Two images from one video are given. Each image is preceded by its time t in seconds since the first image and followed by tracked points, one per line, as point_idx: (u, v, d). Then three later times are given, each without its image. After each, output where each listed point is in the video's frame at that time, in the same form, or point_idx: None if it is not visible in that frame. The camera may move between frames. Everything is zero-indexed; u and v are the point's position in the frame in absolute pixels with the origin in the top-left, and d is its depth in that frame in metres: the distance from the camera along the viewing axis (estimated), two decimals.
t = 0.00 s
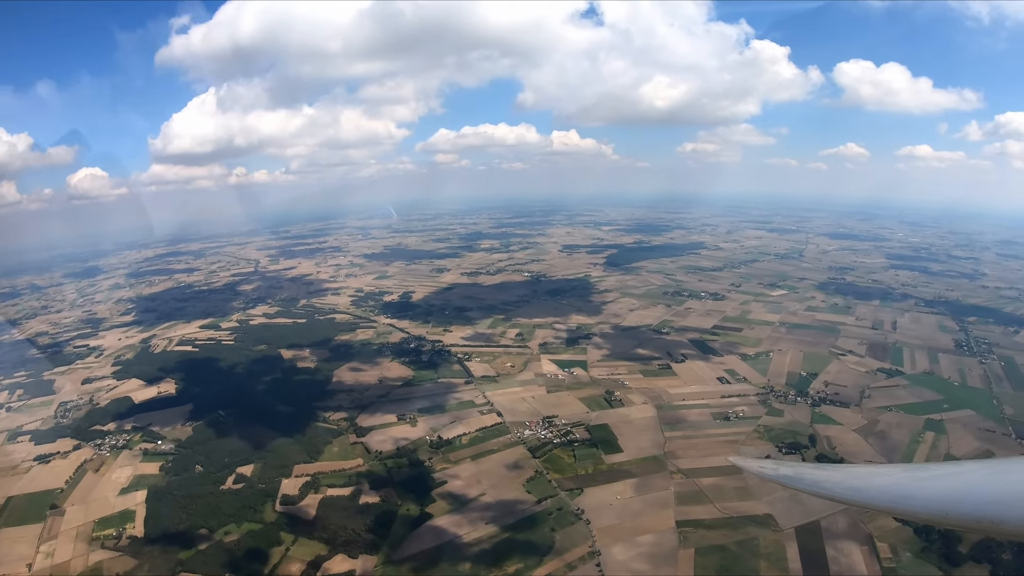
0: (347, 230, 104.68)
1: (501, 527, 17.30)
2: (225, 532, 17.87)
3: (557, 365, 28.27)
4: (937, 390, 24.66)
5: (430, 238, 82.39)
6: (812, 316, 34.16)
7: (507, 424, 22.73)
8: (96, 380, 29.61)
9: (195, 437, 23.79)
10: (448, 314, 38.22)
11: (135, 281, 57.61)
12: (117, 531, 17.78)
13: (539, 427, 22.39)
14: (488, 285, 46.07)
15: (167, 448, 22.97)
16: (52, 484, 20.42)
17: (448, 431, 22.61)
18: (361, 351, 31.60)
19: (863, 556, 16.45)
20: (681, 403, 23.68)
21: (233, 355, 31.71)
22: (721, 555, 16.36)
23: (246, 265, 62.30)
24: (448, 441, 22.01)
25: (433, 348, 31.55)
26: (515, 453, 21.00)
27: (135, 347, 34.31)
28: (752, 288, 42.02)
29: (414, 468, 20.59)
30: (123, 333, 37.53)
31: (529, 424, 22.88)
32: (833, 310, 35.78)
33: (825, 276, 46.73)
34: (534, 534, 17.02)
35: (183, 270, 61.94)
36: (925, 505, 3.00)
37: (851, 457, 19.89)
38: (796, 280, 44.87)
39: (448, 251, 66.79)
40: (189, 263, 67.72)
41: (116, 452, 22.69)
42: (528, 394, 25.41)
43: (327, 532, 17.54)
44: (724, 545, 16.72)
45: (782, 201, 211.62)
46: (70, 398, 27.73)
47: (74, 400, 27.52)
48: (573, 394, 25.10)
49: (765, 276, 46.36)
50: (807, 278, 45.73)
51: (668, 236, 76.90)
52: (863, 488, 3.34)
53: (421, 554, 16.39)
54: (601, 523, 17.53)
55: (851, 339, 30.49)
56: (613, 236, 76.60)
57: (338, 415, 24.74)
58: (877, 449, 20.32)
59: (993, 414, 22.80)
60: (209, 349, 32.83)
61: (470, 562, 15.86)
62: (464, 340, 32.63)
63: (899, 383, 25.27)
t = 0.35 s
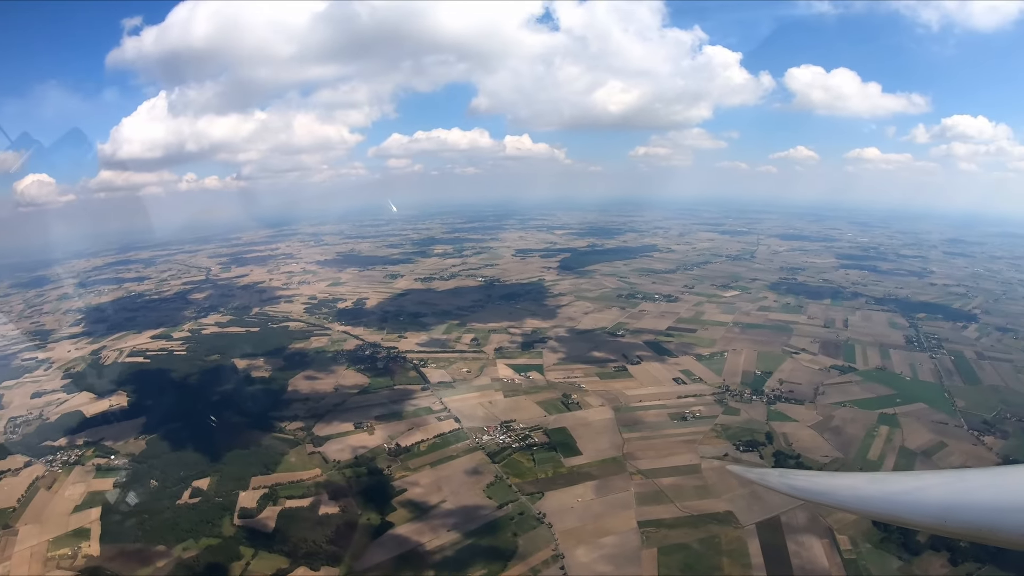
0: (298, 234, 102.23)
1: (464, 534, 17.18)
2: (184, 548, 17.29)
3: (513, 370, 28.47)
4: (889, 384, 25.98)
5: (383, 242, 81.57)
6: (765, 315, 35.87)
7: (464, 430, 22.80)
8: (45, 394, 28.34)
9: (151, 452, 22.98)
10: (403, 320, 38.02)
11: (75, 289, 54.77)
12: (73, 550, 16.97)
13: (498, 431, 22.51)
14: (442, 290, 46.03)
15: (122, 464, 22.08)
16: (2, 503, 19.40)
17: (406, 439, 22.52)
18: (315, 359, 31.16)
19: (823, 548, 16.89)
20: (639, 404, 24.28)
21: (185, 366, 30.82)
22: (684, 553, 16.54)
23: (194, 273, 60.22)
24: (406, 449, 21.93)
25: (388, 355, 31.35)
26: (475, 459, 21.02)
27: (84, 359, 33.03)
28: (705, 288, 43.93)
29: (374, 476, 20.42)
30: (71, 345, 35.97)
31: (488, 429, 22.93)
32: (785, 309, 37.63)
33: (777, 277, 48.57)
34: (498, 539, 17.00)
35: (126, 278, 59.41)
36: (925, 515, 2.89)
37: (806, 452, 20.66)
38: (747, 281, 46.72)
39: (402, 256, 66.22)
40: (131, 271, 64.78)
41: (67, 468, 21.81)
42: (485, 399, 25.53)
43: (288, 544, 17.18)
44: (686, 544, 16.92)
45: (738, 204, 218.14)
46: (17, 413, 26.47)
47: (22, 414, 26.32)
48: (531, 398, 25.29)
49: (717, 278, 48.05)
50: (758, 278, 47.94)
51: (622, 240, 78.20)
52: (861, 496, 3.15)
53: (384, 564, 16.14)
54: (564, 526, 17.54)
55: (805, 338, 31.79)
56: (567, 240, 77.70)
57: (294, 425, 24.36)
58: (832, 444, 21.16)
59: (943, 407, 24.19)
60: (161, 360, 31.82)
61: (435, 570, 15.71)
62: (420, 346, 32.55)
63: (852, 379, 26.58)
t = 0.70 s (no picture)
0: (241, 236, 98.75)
1: (425, 540, 17.02)
2: (140, 568, 16.52)
3: (466, 373, 28.76)
4: (839, 376, 27.78)
5: (331, 245, 79.98)
6: (715, 312, 38.15)
7: (419, 435, 22.97)
8: None
9: (137, 457, 23.02)
10: (354, 326, 37.94)
11: None
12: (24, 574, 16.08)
13: (453, 435, 22.71)
14: (393, 295, 45.89)
15: (108, 470, 22.03)
16: None
17: (361, 447, 22.46)
18: (267, 368, 30.84)
19: (782, 539, 17.21)
20: (593, 404, 24.86)
21: (133, 380, 29.91)
22: (646, 550, 16.68)
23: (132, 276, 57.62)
24: (362, 457, 21.83)
25: (341, 361, 31.25)
26: (431, 464, 21.06)
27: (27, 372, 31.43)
28: (654, 287, 46.39)
29: (330, 485, 20.17)
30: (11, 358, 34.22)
31: (443, 433, 23.05)
32: (733, 306, 40.11)
33: (729, 274, 52.04)
34: (459, 544, 16.91)
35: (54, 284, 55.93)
36: (919, 523, 3.59)
37: (760, 445, 21.59)
38: (696, 279, 49.49)
39: (350, 260, 65.16)
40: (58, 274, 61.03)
41: (14, 489, 20.75)
42: (439, 403, 25.69)
43: (246, 560, 16.78)
44: (647, 540, 17.07)
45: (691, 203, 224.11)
46: None
47: None
48: (485, 401, 25.52)
49: (666, 277, 50.67)
50: (707, 276, 50.89)
51: (572, 241, 79.50)
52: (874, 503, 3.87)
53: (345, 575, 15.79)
54: (523, 528, 17.51)
55: (756, 332, 34.01)
56: (516, 242, 78.51)
57: (247, 438, 24.03)
58: (785, 436, 22.17)
59: (893, 396, 26.04)
60: (109, 374, 30.74)
61: None
62: (372, 352, 32.57)
63: (802, 371, 28.14)
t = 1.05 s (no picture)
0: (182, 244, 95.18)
1: (387, 550, 16.83)
2: None
3: (420, 380, 28.80)
4: (792, 370, 28.52)
5: (280, 252, 78.39)
6: (663, 312, 39.20)
7: (376, 444, 22.93)
8: None
9: (129, 450, 23.84)
10: (303, 336, 37.42)
11: None
12: None
13: (409, 443, 22.80)
14: (344, 303, 45.59)
15: (101, 463, 22.81)
16: None
17: (317, 459, 22.19)
18: (218, 382, 30.30)
19: (742, 531, 17.70)
20: (547, 406, 25.12)
21: (80, 398, 28.70)
22: (608, 549, 16.75)
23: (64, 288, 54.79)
24: (319, 468, 21.56)
25: (293, 372, 30.94)
26: (389, 473, 20.92)
27: None
28: (604, 288, 47.39)
29: (289, 499, 19.78)
30: None
31: (399, 441, 22.98)
32: (682, 305, 41.21)
33: (677, 274, 53.41)
34: (422, 552, 16.74)
35: None
36: (951, 509, 2.98)
37: (716, 440, 22.01)
38: (646, 279, 50.78)
39: (300, 268, 64.10)
40: None
41: None
42: (394, 411, 25.68)
43: None
44: (608, 539, 17.15)
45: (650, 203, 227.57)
46: None
47: None
48: (441, 407, 25.49)
49: (616, 278, 51.88)
50: (657, 276, 52.24)
51: (519, 244, 79.87)
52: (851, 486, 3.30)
53: None
54: (486, 533, 17.40)
55: (707, 330, 35.08)
56: (466, 246, 78.89)
57: (201, 454, 23.42)
58: (740, 430, 22.61)
59: (847, 387, 26.75)
60: (52, 393, 29.39)
61: None
62: (324, 361, 32.33)
63: (755, 366, 28.87)
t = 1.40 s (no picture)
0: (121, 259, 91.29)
1: (349, 567, 16.47)
2: None
3: (375, 393, 28.60)
4: (745, 371, 29.35)
5: (229, 265, 76.55)
6: (615, 317, 39.90)
7: (333, 460, 22.58)
8: None
9: (124, 455, 23.97)
10: (256, 352, 36.72)
11: None
12: None
13: (367, 457, 22.55)
14: (297, 317, 44.92)
15: (95, 467, 22.85)
16: None
17: (274, 477, 21.68)
18: (170, 401, 29.45)
19: (705, 531, 17.90)
20: (505, 415, 25.18)
21: (28, 421, 27.33)
22: (573, 555, 16.72)
23: None
24: (276, 486, 21.04)
25: (246, 389, 30.34)
26: (349, 488, 20.57)
27: None
28: (557, 296, 47.99)
29: (247, 519, 19.17)
30: None
31: (357, 456, 22.69)
32: (635, 310, 41.97)
33: (629, 279, 54.39)
34: (384, 567, 16.44)
35: None
36: (899, 497, 3.25)
37: (673, 443, 22.81)
38: (598, 286, 51.68)
39: (249, 282, 62.75)
40: None
41: None
42: (351, 425, 25.43)
43: None
44: (573, 545, 17.11)
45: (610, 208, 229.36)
46: None
47: None
48: (398, 420, 25.36)
49: (569, 285, 52.59)
50: (608, 282, 53.16)
51: (470, 253, 80.06)
52: (849, 484, 3.43)
53: None
54: (449, 545, 17.20)
55: (660, 334, 35.87)
56: (418, 256, 78.76)
57: (155, 475, 22.43)
58: (697, 432, 23.40)
59: (799, 385, 27.54)
60: None
61: None
62: (278, 378, 31.80)
63: (707, 369, 29.77)
